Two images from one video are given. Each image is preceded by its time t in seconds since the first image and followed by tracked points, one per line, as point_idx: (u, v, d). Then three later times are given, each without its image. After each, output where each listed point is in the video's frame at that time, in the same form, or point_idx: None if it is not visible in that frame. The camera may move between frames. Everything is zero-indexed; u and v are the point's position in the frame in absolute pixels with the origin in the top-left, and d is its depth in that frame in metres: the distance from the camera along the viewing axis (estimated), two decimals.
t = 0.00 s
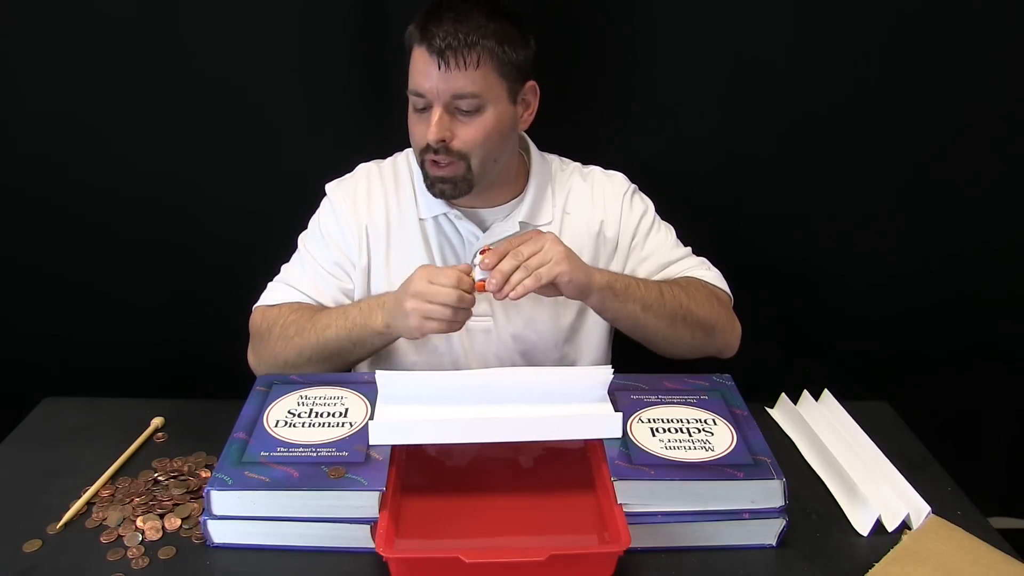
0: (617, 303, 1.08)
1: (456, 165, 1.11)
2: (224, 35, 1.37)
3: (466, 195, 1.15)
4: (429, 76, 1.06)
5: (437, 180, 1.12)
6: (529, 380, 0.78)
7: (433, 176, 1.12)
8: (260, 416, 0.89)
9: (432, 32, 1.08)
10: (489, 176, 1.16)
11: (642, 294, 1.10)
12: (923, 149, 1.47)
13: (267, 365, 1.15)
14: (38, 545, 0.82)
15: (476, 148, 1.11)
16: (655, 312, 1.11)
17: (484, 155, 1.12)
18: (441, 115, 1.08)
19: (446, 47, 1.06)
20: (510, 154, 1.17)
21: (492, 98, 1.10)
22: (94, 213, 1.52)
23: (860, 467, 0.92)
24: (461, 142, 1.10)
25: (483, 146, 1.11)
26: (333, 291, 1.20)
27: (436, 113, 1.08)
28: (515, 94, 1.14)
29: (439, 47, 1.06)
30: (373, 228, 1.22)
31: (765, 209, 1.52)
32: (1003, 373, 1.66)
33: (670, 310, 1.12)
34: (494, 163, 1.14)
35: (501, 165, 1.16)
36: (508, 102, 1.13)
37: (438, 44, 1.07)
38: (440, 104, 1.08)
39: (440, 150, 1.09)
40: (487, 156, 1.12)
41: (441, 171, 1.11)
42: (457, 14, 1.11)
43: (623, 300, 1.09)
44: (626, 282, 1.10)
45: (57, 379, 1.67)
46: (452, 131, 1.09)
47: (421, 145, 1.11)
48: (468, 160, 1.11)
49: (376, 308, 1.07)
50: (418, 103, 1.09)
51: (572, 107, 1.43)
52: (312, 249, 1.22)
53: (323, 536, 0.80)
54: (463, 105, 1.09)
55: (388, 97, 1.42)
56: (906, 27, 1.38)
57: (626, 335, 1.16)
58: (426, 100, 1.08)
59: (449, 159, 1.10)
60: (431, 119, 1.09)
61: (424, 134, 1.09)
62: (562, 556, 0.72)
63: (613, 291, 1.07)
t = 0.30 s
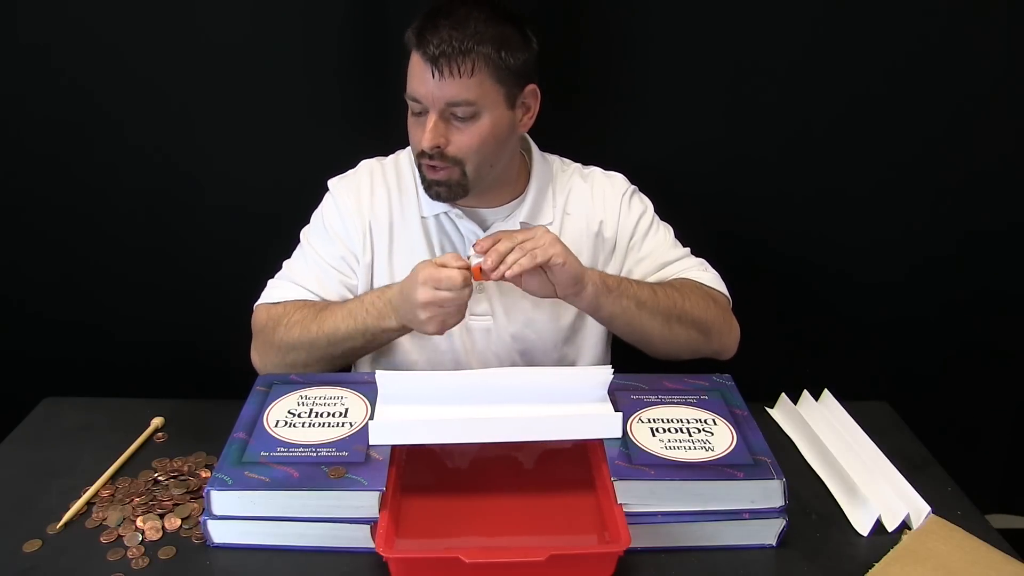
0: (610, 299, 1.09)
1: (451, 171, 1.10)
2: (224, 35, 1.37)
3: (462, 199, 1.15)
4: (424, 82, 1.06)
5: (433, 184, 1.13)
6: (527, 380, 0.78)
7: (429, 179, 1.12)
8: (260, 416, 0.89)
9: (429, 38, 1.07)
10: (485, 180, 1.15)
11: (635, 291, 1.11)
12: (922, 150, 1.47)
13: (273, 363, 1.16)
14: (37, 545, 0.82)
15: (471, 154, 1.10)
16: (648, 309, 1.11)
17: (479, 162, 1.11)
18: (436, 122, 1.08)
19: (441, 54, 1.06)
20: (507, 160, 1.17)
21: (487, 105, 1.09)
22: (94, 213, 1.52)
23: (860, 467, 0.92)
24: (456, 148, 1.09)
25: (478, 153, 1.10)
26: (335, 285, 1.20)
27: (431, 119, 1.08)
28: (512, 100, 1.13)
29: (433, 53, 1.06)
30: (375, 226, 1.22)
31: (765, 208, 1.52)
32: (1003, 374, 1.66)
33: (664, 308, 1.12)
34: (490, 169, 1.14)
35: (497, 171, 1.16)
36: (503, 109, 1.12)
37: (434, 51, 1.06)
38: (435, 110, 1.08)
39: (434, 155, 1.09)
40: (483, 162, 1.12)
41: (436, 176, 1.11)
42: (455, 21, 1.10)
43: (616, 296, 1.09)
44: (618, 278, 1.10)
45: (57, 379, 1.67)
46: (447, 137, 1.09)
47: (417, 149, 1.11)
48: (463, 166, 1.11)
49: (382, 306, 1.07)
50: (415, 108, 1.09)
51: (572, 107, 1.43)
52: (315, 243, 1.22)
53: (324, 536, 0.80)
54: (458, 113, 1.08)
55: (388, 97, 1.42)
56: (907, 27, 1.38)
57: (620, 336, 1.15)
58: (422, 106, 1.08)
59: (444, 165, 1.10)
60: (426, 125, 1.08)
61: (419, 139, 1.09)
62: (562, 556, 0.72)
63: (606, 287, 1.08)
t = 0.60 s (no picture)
0: (610, 297, 1.09)
1: (435, 170, 1.12)
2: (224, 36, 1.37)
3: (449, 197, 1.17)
4: (409, 83, 1.07)
5: (420, 181, 1.15)
6: (527, 380, 0.78)
7: (417, 176, 1.15)
8: (260, 416, 0.89)
9: (419, 39, 1.08)
10: (472, 182, 1.17)
11: (636, 290, 1.11)
12: (922, 151, 1.47)
13: (265, 360, 1.14)
14: (37, 545, 0.82)
15: (455, 156, 1.12)
16: (649, 307, 1.11)
17: (465, 163, 1.13)
18: (421, 123, 1.09)
19: (427, 58, 1.06)
20: (497, 163, 1.17)
21: (473, 109, 1.10)
22: (94, 214, 1.52)
23: (860, 468, 0.92)
24: (440, 149, 1.11)
25: (462, 155, 1.12)
26: (335, 286, 1.20)
27: (416, 120, 1.09)
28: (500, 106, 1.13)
29: (418, 54, 1.07)
30: (376, 226, 1.22)
31: (765, 208, 1.52)
32: (1003, 374, 1.66)
33: (666, 307, 1.12)
34: (477, 172, 1.15)
35: (486, 173, 1.16)
36: (490, 113, 1.12)
37: (421, 53, 1.07)
38: (421, 111, 1.09)
39: (419, 155, 1.11)
40: (467, 165, 1.13)
41: (422, 174, 1.14)
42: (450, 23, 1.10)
43: (616, 294, 1.09)
44: (620, 277, 1.10)
45: (57, 379, 1.67)
46: (431, 138, 1.10)
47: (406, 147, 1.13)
48: (447, 167, 1.12)
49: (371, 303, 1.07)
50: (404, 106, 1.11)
51: (572, 108, 1.43)
52: (315, 243, 1.22)
53: (323, 536, 0.80)
54: (443, 115, 1.09)
55: (388, 98, 1.42)
56: (907, 29, 1.38)
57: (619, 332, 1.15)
58: (410, 105, 1.10)
59: (427, 165, 1.12)
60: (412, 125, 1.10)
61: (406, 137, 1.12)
62: (562, 556, 0.72)
63: (606, 285, 1.08)
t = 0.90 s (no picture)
0: (607, 303, 1.09)
1: (463, 172, 1.11)
2: (224, 35, 1.37)
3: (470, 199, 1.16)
4: (441, 83, 1.05)
5: (443, 184, 1.12)
6: (528, 380, 0.78)
7: (439, 179, 1.12)
8: (260, 416, 0.89)
9: (445, 37, 1.07)
10: (493, 181, 1.16)
11: (634, 292, 1.10)
12: (921, 150, 1.47)
13: (257, 359, 1.15)
14: (37, 545, 0.82)
15: (484, 156, 1.11)
16: (648, 309, 1.11)
17: (492, 163, 1.12)
18: (452, 123, 1.08)
19: (461, 56, 1.05)
20: (515, 160, 1.17)
21: (502, 108, 1.09)
22: (94, 213, 1.52)
23: (860, 468, 0.92)
24: (470, 149, 1.10)
25: (491, 154, 1.11)
26: (328, 288, 1.20)
27: (447, 121, 1.07)
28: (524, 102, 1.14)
29: (453, 54, 1.05)
30: (373, 227, 1.22)
31: (765, 208, 1.52)
32: (1003, 373, 1.66)
33: (664, 307, 1.12)
34: (499, 170, 1.15)
35: (506, 171, 1.17)
36: (516, 111, 1.12)
37: (452, 51, 1.05)
38: (451, 112, 1.07)
39: (449, 157, 1.09)
40: (496, 163, 1.13)
41: (447, 176, 1.11)
42: (470, 21, 1.09)
43: (614, 299, 1.09)
44: (618, 281, 1.10)
45: (57, 379, 1.67)
46: (462, 139, 1.09)
47: (429, 150, 1.10)
48: (476, 167, 1.11)
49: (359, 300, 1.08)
50: (427, 108, 1.08)
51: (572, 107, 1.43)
52: (310, 244, 1.22)
53: (324, 536, 0.80)
54: (474, 115, 1.08)
55: (388, 98, 1.42)
56: (906, 28, 1.38)
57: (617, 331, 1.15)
58: (436, 106, 1.07)
59: (457, 166, 1.10)
60: (441, 126, 1.08)
61: (433, 140, 1.09)
62: (562, 556, 0.72)
63: (602, 291, 1.08)
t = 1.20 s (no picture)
0: (596, 292, 1.07)
1: (472, 178, 1.11)
2: (224, 35, 1.37)
3: (476, 204, 1.16)
4: (451, 90, 1.04)
5: (450, 190, 1.12)
6: (529, 380, 0.78)
7: (447, 185, 1.12)
8: (260, 416, 0.89)
9: (456, 44, 1.06)
10: (498, 186, 1.16)
11: (623, 281, 1.09)
12: (922, 150, 1.47)
13: (249, 354, 1.14)
14: (37, 545, 0.82)
15: (493, 163, 1.11)
16: (638, 298, 1.10)
17: (499, 169, 1.12)
18: (461, 130, 1.07)
19: (473, 63, 1.04)
20: (519, 165, 1.17)
21: (512, 114, 1.09)
22: (94, 213, 1.52)
23: (860, 468, 0.92)
24: (479, 156, 1.09)
25: (500, 161, 1.11)
26: (322, 279, 1.19)
27: (457, 128, 1.07)
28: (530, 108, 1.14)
29: (466, 61, 1.04)
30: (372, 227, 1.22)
31: (765, 208, 1.52)
32: (1002, 373, 1.66)
33: (655, 296, 1.11)
34: (506, 176, 1.15)
35: (511, 176, 1.17)
36: (524, 117, 1.12)
37: (464, 59, 1.04)
38: (461, 119, 1.06)
39: (459, 165, 1.09)
40: (503, 170, 1.13)
41: (454, 182, 1.11)
42: (480, 27, 1.08)
43: (603, 288, 1.07)
44: (606, 271, 1.09)
45: (57, 379, 1.66)
46: (472, 146, 1.08)
47: (438, 156, 1.10)
48: (484, 174, 1.11)
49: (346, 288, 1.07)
50: (435, 114, 1.07)
51: (572, 107, 1.43)
52: (309, 239, 1.22)
53: (323, 536, 0.80)
54: (484, 122, 1.08)
55: (388, 98, 1.42)
56: (907, 28, 1.39)
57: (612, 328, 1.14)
58: (445, 113, 1.07)
59: (466, 173, 1.10)
60: (451, 133, 1.07)
61: (442, 147, 1.08)
62: (563, 556, 0.72)
63: (590, 279, 1.06)
